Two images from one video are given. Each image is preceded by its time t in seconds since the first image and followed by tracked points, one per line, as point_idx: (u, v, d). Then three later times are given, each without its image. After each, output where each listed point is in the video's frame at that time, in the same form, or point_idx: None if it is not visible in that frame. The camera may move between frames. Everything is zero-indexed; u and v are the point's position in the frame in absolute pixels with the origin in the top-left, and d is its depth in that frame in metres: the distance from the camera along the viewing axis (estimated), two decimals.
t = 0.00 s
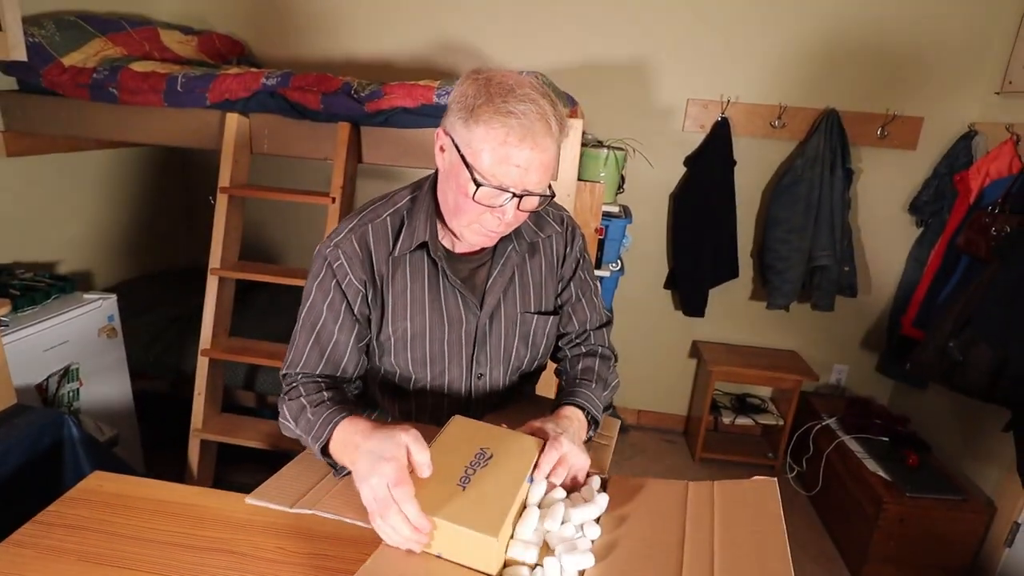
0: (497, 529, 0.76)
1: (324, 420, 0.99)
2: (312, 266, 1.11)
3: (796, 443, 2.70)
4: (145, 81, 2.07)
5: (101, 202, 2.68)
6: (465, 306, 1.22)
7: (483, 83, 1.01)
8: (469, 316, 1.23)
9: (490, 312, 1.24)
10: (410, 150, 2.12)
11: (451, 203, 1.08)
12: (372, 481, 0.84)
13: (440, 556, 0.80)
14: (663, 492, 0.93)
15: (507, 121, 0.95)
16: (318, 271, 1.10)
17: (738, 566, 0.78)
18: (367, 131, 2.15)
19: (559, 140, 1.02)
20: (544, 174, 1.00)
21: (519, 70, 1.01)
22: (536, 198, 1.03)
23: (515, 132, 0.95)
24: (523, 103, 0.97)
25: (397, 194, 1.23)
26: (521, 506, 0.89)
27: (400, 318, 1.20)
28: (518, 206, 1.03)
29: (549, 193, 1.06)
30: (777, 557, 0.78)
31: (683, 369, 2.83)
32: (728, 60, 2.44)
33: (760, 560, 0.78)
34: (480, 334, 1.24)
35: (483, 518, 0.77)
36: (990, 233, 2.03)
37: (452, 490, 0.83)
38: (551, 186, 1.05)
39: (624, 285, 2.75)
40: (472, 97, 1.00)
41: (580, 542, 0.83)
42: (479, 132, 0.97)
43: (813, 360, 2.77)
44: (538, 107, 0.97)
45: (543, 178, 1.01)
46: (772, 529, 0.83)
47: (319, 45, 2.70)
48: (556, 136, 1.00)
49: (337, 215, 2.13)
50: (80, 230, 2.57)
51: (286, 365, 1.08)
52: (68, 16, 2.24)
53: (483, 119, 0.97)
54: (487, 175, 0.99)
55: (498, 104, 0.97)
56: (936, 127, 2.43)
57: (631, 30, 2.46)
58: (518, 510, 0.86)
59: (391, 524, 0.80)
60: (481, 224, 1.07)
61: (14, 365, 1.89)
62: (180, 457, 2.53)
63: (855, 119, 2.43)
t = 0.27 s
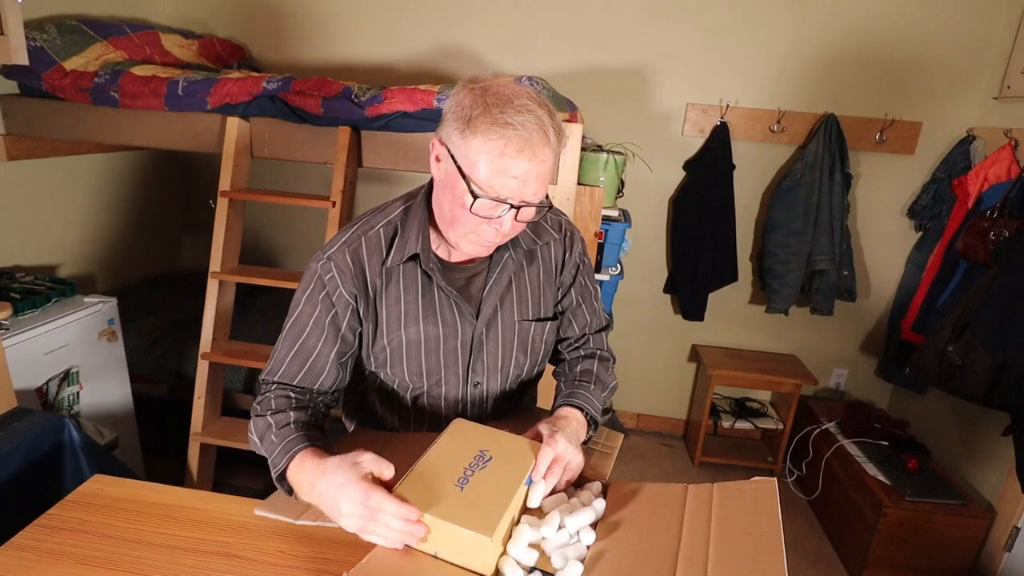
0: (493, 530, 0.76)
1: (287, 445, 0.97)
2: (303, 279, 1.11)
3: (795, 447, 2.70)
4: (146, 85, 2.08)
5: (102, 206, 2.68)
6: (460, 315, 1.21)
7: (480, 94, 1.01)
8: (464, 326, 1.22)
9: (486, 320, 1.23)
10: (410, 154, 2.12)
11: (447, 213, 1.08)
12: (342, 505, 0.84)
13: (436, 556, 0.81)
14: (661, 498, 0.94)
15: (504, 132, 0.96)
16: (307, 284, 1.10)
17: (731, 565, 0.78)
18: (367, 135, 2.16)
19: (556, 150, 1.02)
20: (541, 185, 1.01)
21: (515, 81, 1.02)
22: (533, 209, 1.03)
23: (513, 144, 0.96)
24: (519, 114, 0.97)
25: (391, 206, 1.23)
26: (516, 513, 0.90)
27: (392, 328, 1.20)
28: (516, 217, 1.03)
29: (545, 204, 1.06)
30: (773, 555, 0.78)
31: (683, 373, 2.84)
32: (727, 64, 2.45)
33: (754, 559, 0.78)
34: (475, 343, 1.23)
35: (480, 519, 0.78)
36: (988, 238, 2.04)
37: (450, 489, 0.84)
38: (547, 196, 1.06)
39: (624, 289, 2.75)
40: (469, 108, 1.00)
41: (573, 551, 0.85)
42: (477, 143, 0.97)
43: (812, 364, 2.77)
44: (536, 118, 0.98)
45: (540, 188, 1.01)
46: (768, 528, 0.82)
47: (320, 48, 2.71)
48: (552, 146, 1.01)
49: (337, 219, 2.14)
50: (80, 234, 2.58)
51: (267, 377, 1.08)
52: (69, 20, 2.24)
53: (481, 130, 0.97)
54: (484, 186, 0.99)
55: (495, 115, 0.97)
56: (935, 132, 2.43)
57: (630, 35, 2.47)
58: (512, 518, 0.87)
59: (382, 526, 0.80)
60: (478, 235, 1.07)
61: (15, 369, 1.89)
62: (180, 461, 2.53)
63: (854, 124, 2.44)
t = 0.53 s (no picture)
0: (496, 529, 0.77)
1: (274, 458, 0.96)
2: (298, 288, 1.11)
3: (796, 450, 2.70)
4: (148, 89, 2.09)
5: (104, 208, 2.69)
6: (460, 324, 1.22)
7: (476, 102, 1.02)
8: (463, 335, 1.22)
9: (485, 327, 1.24)
10: (411, 158, 2.14)
11: (444, 222, 1.08)
12: (336, 523, 0.84)
13: (438, 560, 0.81)
14: (662, 502, 0.95)
15: (501, 142, 0.96)
16: (302, 293, 1.09)
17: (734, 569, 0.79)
18: (368, 138, 2.17)
19: (554, 158, 1.03)
20: (539, 194, 1.01)
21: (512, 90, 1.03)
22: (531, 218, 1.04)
23: (511, 153, 0.96)
24: (516, 123, 0.98)
25: (388, 213, 1.23)
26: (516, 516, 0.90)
27: (389, 336, 1.20)
28: (514, 226, 1.04)
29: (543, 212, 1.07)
30: (773, 559, 0.79)
31: (683, 376, 2.84)
32: (727, 67, 2.46)
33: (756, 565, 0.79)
34: (474, 351, 1.24)
35: (484, 522, 0.78)
36: (988, 241, 2.05)
37: (452, 490, 0.84)
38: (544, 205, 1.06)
39: (624, 292, 2.75)
40: (466, 117, 1.00)
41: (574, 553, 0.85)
42: (474, 152, 0.97)
43: (813, 367, 2.77)
44: (533, 127, 0.99)
45: (538, 197, 1.02)
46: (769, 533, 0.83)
47: (321, 52, 2.72)
48: (549, 155, 1.02)
49: (338, 222, 2.15)
50: (82, 237, 2.59)
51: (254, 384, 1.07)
52: (72, 25, 2.26)
53: (478, 139, 0.97)
54: (482, 197, 0.99)
55: (492, 124, 0.97)
56: (935, 136, 2.43)
57: (630, 38, 2.48)
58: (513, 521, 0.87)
59: (381, 534, 0.79)
60: (476, 244, 1.08)
61: (17, 371, 1.90)
62: (180, 463, 2.54)
63: (854, 127, 2.44)
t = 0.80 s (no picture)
0: (496, 518, 0.77)
1: (281, 466, 0.98)
2: (298, 294, 1.11)
3: (794, 450, 2.71)
4: (147, 88, 2.09)
5: (103, 207, 2.68)
6: (459, 328, 1.22)
7: (478, 104, 1.01)
8: (462, 338, 1.23)
9: (485, 331, 1.24)
10: (410, 159, 2.13)
11: (444, 227, 1.08)
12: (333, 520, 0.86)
13: (438, 555, 0.81)
14: (660, 502, 0.95)
15: (505, 145, 0.96)
16: (302, 299, 1.10)
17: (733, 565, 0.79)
18: (368, 138, 2.17)
19: (556, 160, 1.03)
20: (542, 196, 1.01)
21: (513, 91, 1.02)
22: (533, 220, 1.04)
23: (515, 156, 0.96)
24: (520, 126, 0.97)
25: (388, 216, 1.23)
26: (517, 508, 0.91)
27: (388, 342, 1.20)
28: (516, 229, 1.04)
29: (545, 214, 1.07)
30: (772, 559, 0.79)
31: (682, 376, 2.84)
32: (727, 68, 2.46)
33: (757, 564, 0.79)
34: (473, 355, 1.24)
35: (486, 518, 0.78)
36: (987, 242, 2.05)
37: (453, 480, 0.84)
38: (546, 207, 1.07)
39: (624, 292, 2.76)
40: (467, 120, 1.00)
41: (572, 542, 0.85)
42: (477, 156, 0.97)
43: (812, 367, 2.77)
44: (536, 130, 0.98)
45: (541, 200, 1.02)
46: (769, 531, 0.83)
47: (320, 52, 2.71)
48: (552, 157, 1.01)
49: (338, 223, 2.14)
50: (80, 236, 2.58)
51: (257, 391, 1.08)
52: (70, 23, 2.25)
53: (481, 142, 0.97)
54: (485, 201, 0.99)
55: (495, 127, 0.97)
56: (935, 137, 2.44)
57: (631, 38, 2.47)
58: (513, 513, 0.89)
59: (374, 527, 0.80)
60: (478, 247, 1.08)
61: (17, 371, 1.89)
62: (179, 463, 2.54)
63: (854, 129, 2.44)
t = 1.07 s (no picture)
0: (494, 504, 0.76)
1: (288, 461, 0.98)
2: (300, 293, 1.11)
3: (792, 447, 2.71)
4: (144, 82, 2.08)
5: (101, 201, 2.67)
6: (460, 328, 1.22)
7: (487, 104, 1.01)
8: (463, 338, 1.23)
9: (485, 331, 1.24)
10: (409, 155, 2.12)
11: (450, 227, 1.08)
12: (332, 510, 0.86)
13: (435, 549, 0.81)
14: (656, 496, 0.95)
15: (516, 146, 0.96)
16: (305, 297, 1.10)
17: (728, 557, 0.80)
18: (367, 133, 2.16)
19: (565, 162, 1.03)
20: (550, 198, 1.01)
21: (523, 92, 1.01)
22: (540, 222, 1.04)
23: (526, 158, 0.96)
24: (531, 127, 0.97)
25: (389, 215, 1.23)
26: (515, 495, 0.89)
27: (390, 340, 1.20)
28: (523, 231, 1.04)
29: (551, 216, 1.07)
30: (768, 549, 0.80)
31: (680, 373, 2.84)
32: (728, 64, 2.45)
33: (751, 557, 0.79)
34: (473, 354, 1.24)
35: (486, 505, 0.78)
36: (987, 240, 2.05)
37: (450, 468, 0.84)
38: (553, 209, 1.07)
39: (623, 289, 2.75)
40: (477, 120, 0.99)
41: (572, 528, 0.84)
42: (488, 157, 0.97)
43: (811, 365, 2.78)
44: (547, 132, 0.98)
45: (549, 202, 1.02)
46: (762, 523, 0.84)
47: (319, 47, 2.70)
48: (561, 158, 1.01)
49: (336, 219, 2.13)
50: (78, 230, 2.57)
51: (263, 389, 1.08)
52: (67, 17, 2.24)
53: (492, 143, 0.96)
54: (494, 203, 0.99)
55: (505, 128, 0.96)
56: (935, 135, 2.43)
57: (631, 35, 2.46)
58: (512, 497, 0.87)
59: (371, 514, 0.81)
60: (483, 249, 1.08)
61: (15, 366, 1.89)
62: (177, 458, 2.54)
63: (854, 126, 2.44)
